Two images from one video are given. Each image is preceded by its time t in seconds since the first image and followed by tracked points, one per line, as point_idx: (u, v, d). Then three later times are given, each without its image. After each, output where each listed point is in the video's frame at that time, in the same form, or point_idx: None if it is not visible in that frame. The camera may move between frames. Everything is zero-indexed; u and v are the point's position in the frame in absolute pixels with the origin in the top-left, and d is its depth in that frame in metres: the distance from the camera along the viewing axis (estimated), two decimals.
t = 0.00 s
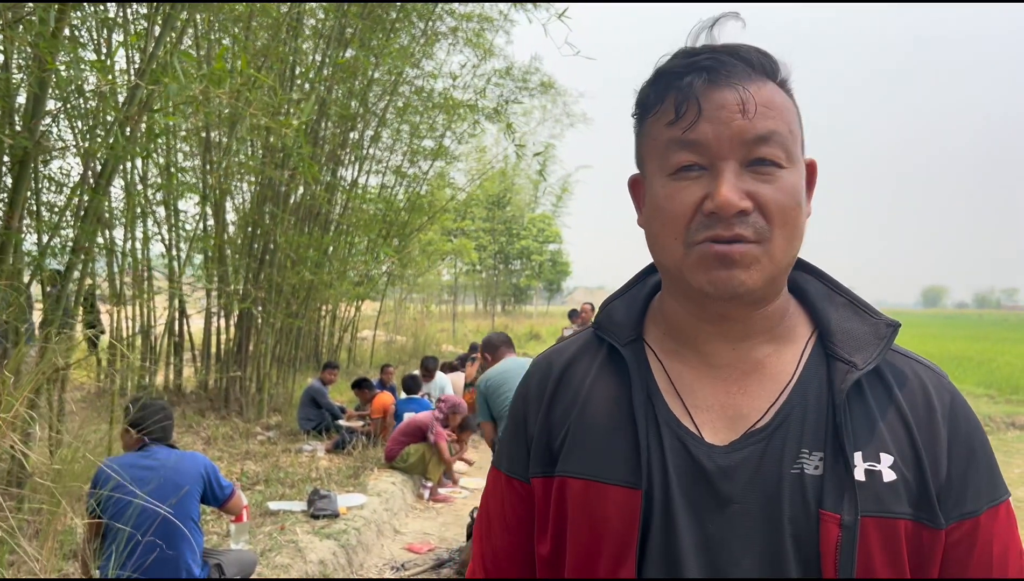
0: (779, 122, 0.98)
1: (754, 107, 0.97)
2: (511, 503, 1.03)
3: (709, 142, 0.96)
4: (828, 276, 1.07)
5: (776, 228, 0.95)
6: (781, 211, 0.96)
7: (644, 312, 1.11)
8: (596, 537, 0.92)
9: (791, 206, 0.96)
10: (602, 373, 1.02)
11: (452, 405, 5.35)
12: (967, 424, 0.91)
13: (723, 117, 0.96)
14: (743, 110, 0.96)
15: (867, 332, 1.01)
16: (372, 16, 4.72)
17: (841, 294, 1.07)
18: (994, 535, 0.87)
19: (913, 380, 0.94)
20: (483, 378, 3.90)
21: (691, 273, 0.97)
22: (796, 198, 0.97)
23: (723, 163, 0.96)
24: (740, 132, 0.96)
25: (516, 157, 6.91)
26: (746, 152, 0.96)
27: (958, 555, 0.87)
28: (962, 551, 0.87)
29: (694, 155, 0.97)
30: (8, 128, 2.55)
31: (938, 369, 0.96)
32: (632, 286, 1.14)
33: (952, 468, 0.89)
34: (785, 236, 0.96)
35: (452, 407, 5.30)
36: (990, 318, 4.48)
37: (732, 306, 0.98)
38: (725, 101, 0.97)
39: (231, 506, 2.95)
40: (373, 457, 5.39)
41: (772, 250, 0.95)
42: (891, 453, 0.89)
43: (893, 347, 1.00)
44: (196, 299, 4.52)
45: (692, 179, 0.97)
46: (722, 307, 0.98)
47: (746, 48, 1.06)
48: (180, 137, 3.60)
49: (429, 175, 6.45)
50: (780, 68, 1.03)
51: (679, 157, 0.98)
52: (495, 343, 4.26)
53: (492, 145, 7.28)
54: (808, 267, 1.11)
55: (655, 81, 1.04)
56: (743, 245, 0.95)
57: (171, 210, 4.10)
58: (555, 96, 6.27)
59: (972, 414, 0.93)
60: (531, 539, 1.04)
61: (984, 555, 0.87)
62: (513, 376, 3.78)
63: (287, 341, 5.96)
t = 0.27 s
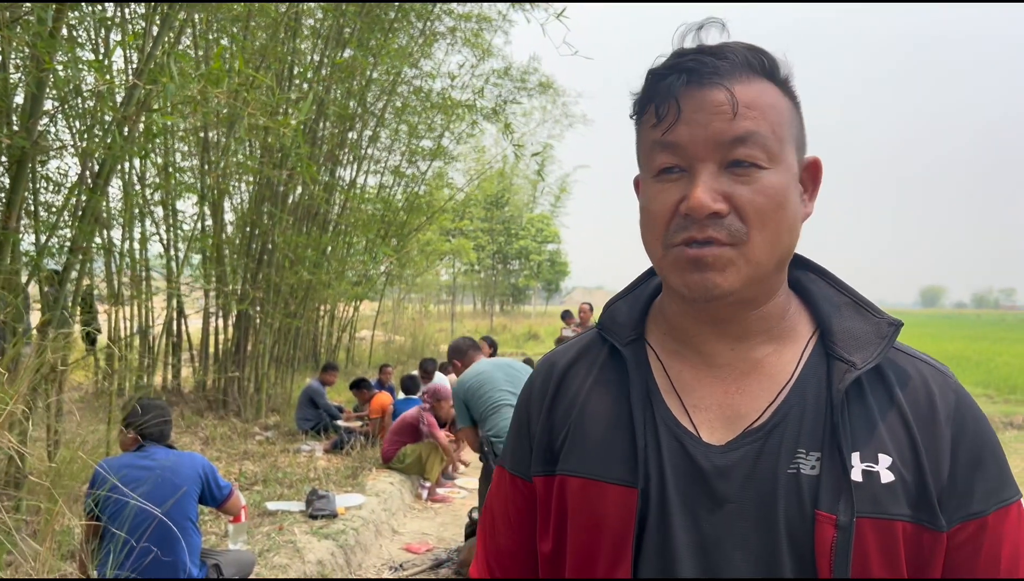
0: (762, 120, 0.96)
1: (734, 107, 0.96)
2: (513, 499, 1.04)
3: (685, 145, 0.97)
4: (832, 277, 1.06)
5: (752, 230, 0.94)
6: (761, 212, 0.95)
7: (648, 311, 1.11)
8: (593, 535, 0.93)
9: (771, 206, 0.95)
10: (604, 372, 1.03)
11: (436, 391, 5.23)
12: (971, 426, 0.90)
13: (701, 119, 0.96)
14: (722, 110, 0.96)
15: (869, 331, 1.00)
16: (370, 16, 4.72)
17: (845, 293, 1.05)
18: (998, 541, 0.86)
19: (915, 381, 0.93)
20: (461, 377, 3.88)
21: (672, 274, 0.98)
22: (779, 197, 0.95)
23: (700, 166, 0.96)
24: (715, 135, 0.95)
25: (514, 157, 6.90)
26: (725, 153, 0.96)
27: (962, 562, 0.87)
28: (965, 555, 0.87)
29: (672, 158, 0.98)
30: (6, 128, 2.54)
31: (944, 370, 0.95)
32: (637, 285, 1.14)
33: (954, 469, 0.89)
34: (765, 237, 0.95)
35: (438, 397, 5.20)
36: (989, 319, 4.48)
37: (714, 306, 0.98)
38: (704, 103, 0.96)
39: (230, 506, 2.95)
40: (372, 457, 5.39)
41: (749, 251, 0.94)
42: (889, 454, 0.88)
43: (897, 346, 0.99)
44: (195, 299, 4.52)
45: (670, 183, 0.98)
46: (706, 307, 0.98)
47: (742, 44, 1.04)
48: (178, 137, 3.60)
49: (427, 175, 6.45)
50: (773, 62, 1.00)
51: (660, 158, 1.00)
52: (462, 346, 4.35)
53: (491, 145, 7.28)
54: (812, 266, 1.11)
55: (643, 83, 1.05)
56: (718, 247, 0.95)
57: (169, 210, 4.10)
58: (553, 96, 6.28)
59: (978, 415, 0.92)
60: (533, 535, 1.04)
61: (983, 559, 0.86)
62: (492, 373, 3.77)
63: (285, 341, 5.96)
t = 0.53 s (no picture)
0: (760, 129, 0.93)
1: (730, 114, 0.93)
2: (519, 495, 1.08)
3: (677, 149, 0.95)
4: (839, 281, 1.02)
5: (737, 240, 0.92)
6: (749, 224, 0.92)
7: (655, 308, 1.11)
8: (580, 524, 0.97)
9: (760, 217, 0.92)
10: (602, 370, 1.04)
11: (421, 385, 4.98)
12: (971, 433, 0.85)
13: (695, 123, 0.94)
14: (718, 116, 0.93)
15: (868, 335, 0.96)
16: (368, 16, 4.72)
17: (846, 294, 1.02)
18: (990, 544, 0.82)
19: (912, 384, 0.89)
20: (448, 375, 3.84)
21: (660, 278, 0.98)
22: (769, 209, 0.92)
23: (690, 172, 0.95)
24: (706, 142, 0.93)
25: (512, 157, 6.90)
26: (715, 160, 0.93)
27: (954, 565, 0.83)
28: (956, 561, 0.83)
29: (665, 161, 0.97)
30: (3, 129, 2.54)
31: (947, 372, 0.91)
32: (646, 282, 1.14)
33: (947, 477, 0.85)
34: (749, 247, 0.92)
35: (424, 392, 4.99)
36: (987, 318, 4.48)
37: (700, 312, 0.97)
38: (700, 108, 0.94)
39: (229, 507, 2.94)
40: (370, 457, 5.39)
41: (731, 260, 0.92)
42: (876, 460, 0.86)
43: (901, 349, 0.95)
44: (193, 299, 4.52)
45: (661, 185, 0.97)
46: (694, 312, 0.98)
47: (757, 43, 0.99)
48: (175, 137, 3.60)
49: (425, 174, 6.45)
50: (784, 64, 0.95)
51: (656, 159, 0.99)
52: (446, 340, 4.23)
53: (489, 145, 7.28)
54: (820, 265, 1.07)
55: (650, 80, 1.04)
56: (702, 256, 0.93)
57: (167, 210, 4.10)
58: (552, 96, 6.28)
59: (982, 420, 0.87)
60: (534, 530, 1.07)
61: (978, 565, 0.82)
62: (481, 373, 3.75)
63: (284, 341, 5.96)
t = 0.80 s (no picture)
0: (784, 143, 0.96)
1: (754, 126, 0.96)
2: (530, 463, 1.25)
3: (700, 154, 1.00)
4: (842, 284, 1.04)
5: (752, 250, 0.96)
6: (765, 237, 0.96)
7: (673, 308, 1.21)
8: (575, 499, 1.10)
9: (775, 231, 0.96)
10: (613, 368, 1.16)
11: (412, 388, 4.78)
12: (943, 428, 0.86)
13: (721, 130, 0.98)
14: (742, 127, 0.96)
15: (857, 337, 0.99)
16: (366, 15, 4.72)
17: (846, 295, 1.04)
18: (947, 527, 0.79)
19: (882, 381, 0.91)
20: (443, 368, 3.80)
21: (675, 281, 1.04)
22: (786, 225, 0.96)
23: (709, 180, 0.99)
24: (728, 152, 0.97)
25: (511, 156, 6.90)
26: (735, 173, 0.98)
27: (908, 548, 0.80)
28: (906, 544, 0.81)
29: (687, 167, 1.02)
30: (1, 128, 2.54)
31: (925, 371, 0.91)
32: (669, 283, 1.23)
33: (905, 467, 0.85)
34: (762, 258, 0.96)
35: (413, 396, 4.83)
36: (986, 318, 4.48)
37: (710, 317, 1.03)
38: (726, 117, 0.97)
39: (226, 507, 2.96)
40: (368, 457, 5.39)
41: (744, 269, 0.97)
42: (837, 455, 0.89)
43: (894, 348, 0.96)
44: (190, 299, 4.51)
45: (681, 189, 1.02)
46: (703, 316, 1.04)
47: (792, 50, 1.01)
48: (173, 137, 3.60)
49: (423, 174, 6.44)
50: (813, 72, 0.98)
51: (678, 163, 1.03)
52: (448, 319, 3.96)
53: (487, 145, 7.28)
54: (832, 265, 1.08)
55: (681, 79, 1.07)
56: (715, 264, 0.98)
57: (165, 210, 4.09)
58: (550, 96, 6.28)
59: (956, 417, 0.86)
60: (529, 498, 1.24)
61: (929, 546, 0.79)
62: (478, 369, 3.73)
63: (282, 341, 5.95)
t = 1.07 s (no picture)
0: (774, 153, 0.97)
1: (745, 137, 0.97)
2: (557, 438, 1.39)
3: (690, 167, 1.01)
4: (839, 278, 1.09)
5: (741, 263, 1.00)
6: (755, 248, 0.99)
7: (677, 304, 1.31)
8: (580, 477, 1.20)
9: (765, 244, 0.98)
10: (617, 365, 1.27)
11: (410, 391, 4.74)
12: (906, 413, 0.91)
13: (710, 143, 1.00)
14: (733, 139, 0.98)
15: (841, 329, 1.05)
16: (365, 15, 4.72)
17: (842, 287, 1.09)
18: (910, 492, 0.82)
19: (853, 375, 0.98)
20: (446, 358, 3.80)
21: (670, 288, 1.08)
22: (777, 234, 0.99)
23: (700, 193, 1.01)
24: (717, 167, 0.99)
25: (509, 156, 6.89)
26: (725, 185, 0.99)
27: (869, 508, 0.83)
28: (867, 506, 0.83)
29: (678, 178, 1.04)
30: None
31: (895, 359, 0.96)
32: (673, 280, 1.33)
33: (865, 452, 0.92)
34: (753, 270, 1.00)
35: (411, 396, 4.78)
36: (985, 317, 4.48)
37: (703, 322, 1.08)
38: (716, 128, 0.98)
39: (225, 508, 2.97)
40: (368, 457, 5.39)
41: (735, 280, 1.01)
42: (804, 440, 0.97)
43: (873, 341, 1.02)
44: (189, 299, 4.50)
45: (674, 199, 1.05)
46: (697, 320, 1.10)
47: (784, 51, 1.01)
48: (171, 137, 3.59)
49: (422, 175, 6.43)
50: (806, 76, 0.98)
51: (669, 173, 1.06)
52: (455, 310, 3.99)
53: (486, 145, 7.27)
54: (830, 259, 1.13)
55: (673, 83, 1.07)
56: (705, 274, 1.02)
57: (163, 210, 4.08)
58: (549, 96, 6.27)
59: (925, 400, 0.90)
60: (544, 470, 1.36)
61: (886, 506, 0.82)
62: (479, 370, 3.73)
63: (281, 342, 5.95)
